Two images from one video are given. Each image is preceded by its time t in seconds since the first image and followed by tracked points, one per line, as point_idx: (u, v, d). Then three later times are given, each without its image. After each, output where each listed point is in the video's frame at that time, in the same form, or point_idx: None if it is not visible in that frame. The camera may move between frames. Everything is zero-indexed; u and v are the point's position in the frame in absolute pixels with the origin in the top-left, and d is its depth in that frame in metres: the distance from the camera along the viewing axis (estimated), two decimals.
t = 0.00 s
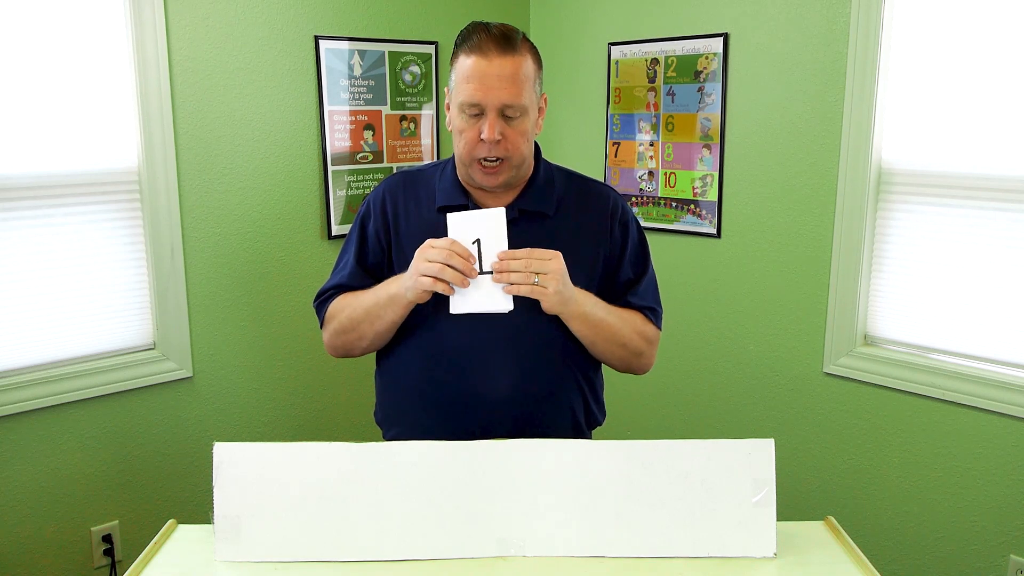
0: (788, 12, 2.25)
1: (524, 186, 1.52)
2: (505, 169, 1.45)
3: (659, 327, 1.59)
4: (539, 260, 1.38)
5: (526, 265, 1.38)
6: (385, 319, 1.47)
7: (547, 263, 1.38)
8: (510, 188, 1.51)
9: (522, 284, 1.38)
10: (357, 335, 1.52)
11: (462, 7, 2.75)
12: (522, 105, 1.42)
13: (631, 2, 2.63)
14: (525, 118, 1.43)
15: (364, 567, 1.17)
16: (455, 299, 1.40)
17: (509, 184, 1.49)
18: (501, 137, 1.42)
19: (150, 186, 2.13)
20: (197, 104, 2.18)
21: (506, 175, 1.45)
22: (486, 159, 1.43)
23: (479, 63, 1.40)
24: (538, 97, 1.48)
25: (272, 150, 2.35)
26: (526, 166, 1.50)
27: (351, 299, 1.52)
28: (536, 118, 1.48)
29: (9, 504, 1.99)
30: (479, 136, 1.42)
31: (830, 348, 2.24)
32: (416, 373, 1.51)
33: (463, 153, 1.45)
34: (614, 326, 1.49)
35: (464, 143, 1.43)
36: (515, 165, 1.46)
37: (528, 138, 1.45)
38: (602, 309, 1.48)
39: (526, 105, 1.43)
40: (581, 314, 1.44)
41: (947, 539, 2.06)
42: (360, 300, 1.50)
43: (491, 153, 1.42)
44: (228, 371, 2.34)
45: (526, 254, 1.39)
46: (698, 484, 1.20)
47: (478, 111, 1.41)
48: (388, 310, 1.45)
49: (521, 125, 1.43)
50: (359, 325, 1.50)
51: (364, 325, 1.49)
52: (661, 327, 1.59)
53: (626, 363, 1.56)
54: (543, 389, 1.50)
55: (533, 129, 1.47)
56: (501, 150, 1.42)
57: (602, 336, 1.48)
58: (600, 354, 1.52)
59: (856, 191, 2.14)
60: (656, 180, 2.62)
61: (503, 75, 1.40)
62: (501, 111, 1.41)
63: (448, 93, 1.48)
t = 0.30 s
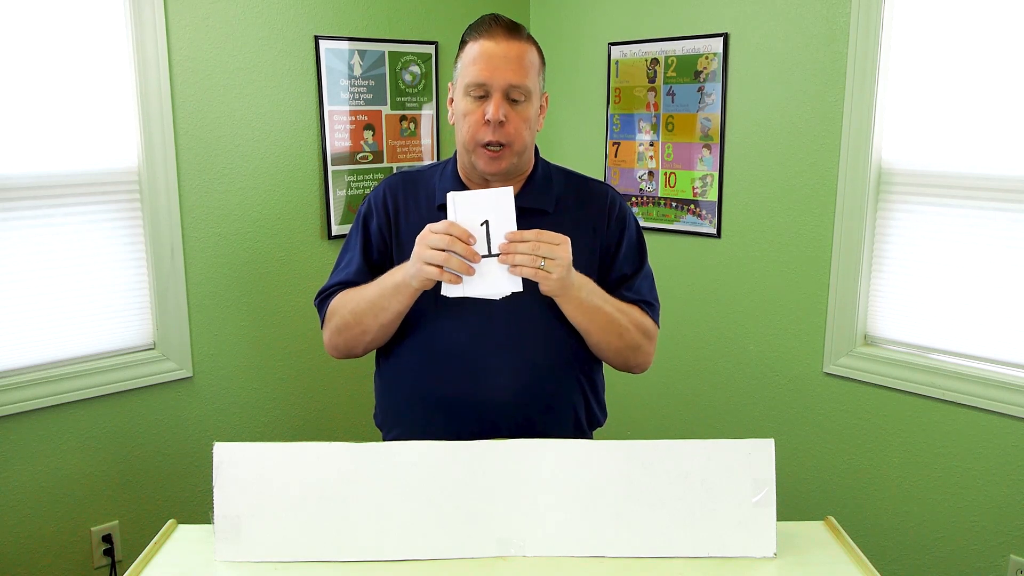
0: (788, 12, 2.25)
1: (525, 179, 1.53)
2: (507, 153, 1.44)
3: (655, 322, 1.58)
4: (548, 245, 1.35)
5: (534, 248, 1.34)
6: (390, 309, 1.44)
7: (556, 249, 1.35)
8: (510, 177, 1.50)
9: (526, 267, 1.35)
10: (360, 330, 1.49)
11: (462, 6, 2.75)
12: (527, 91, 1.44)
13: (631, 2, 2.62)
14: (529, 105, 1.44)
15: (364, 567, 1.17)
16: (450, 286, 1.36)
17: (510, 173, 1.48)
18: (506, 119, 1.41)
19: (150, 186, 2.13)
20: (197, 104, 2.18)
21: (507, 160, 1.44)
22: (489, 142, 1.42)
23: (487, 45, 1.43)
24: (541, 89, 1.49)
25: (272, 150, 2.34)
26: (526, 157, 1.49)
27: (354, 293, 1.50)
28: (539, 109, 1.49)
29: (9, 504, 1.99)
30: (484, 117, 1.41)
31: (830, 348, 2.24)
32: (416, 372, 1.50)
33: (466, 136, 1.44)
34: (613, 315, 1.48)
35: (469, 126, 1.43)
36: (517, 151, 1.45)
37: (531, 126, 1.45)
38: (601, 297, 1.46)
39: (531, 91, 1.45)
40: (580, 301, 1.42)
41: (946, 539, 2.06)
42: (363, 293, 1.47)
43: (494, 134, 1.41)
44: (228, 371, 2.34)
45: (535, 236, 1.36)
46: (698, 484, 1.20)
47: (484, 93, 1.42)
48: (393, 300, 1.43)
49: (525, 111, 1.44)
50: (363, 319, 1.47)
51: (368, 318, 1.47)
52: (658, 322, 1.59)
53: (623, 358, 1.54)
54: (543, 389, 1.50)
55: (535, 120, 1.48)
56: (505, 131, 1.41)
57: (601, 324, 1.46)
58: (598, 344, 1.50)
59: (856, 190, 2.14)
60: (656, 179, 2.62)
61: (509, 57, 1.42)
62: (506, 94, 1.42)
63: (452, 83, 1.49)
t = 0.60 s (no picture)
0: (788, 12, 2.25)
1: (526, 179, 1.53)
2: (507, 152, 1.43)
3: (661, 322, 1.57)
4: (601, 238, 1.33)
5: (588, 238, 1.31)
6: (387, 317, 1.43)
7: (606, 243, 1.33)
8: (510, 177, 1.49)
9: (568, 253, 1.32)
10: (359, 335, 1.48)
11: (462, 6, 2.75)
12: (526, 88, 1.44)
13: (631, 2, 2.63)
14: (528, 102, 1.44)
15: (364, 567, 1.17)
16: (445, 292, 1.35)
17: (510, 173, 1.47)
18: (505, 116, 1.41)
19: (150, 186, 2.13)
20: (197, 103, 2.18)
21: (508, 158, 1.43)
22: (489, 140, 1.42)
23: (485, 44, 1.43)
24: (540, 88, 1.49)
25: (272, 150, 2.34)
26: (526, 156, 1.48)
27: (351, 299, 1.48)
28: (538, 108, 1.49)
29: (9, 504, 1.99)
30: (483, 115, 1.41)
31: (830, 348, 2.24)
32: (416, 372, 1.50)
33: (466, 135, 1.44)
34: (629, 313, 1.47)
35: (468, 124, 1.43)
36: (518, 149, 1.44)
37: (531, 124, 1.45)
38: (623, 294, 1.45)
39: (530, 89, 1.45)
40: (603, 294, 1.41)
41: (946, 539, 2.06)
42: (359, 301, 1.45)
43: (494, 132, 1.41)
44: (228, 371, 2.34)
45: (591, 226, 1.33)
46: (698, 484, 1.20)
47: (483, 91, 1.42)
48: (389, 309, 1.41)
49: (524, 108, 1.44)
50: (362, 325, 1.46)
51: (367, 325, 1.45)
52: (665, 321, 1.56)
53: (629, 356, 1.53)
54: (544, 388, 1.50)
55: (535, 118, 1.48)
56: (504, 129, 1.41)
57: (618, 319, 1.46)
58: (609, 338, 1.49)
59: (856, 190, 2.14)
60: (656, 180, 2.62)
61: (507, 55, 1.42)
62: (505, 91, 1.43)
63: (452, 84, 1.50)
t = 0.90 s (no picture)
0: (787, 12, 2.25)
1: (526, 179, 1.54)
2: (510, 150, 1.44)
3: (651, 320, 1.56)
4: (546, 232, 1.31)
5: (533, 233, 1.30)
6: (415, 309, 1.39)
7: (552, 236, 1.31)
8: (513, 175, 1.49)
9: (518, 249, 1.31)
10: (380, 329, 1.43)
11: (462, 6, 2.75)
12: (528, 86, 1.44)
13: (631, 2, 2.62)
14: (530, 100, 1.44)
15: (364, 568, 1.17)
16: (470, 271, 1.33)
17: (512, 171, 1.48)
18: (508, 114, 1.41)
19: (150, 186, 2.13)
20: (197, 103, 2.18)
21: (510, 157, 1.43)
22: (492, 138, 1.42)
23: (486, 42, 1.43)
24: (542, 86, 1.49)
25: (272, 150, 2.34)
26: (528, 154, 1.48)
27: (374, 292, 1.44)
28: (540, 106, 1.49)
29: (9, 504, 1.99)
30: (486, 113, 1.41)
31: (830, 348, 2.24)
32: (416, 372, 1.50)
33: (468, 134, 1.44)
34: (599, 309, 1.44)
35: (471, 123, 1.43)
36: (520, 147, 1.45)
37: (533, 122, 1.45)
38: (586, 289, 1.43)
39: (532, 87, 1.45)
40: (564, 290, 1.39)
41: (946, 539, 2.06)
42: (387, 291, 1.41)
43: (497, 130, 1.41)
44: (228, 371, 2.34)
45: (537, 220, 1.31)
46: (697, 484, 1.20)
47: (485, 89, 1.42)
48: (420, 301, 1.38)
49: (526, 106, 1.44)
50: (385, 319, 1.41)
51: (390, 317, 1.41)
52: (650, 321, 1.55)
53: (609, 354, 1.50)
54: (545, 388, 1.50)
55: (537, 116, 1.48)
56: (507, 127, 1.41)
57: (584, 315, 1.43)
58: (580, 336, 1.46)
59: (856, 191, 2.14)
60: (656, 180, 2.62)
61: (509, 52, 1.42)
62: (507, 90, 1.43)
63: (454, 83, 1.49)
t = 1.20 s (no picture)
0: (787, 12, 2.25)
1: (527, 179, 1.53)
2: (513, 145, 1.43)
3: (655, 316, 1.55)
4: (565, 217, 1.30)
5: (551, 220, 1.28)
6: (405, 304, 1.38)
7: (573, 222, 1.30)
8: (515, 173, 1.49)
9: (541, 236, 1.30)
10: (373, 326, 1.43)
11: (462, 6, 2.75)
12: (532, 84, 1.44)
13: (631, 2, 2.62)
14: (534, 98, 1.44)
15: (364, 568, 1.17)
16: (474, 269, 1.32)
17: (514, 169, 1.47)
18: (513, 110, 1.41)
19: (150, 186, 2.13)
20: (197, 103, 2.18)
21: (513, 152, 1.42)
22: (495, 133, 1.41)
23: (492, 39, 1.43)
24: (546, 86, 1.49)
25: (272, 150, 2.34)
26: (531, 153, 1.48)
27: (367, 288, 1.43)
28: (544, 105, 1.49)
29: (9, 504, 1.99)
30: (490, 109, 1.41)
31: (830, 348, 2.24)
32: (416, 371, 1.49)
33: (472, 129, 1.43)
34: (618, 299, 1.44)
35: (475, 118, 1.42)
36: (524, 144, 1.44)
37: (537, 119, 1.45)
38: (607, 275, 1.42)
39: (537, 85, 1.45)
40: (590, 278, 1.39)
41: (946, 539, 2.06)
42: (376, 287, 1.41)
43: (501, 125, 1.41)
44: (228, 371, 2.34)
45: (552, 207, 1.29)
46: (697, 484, 1.20)
47: (490, 85, 1.42)
48: (410, 294, 1.37)
49: (531, 104, 1.44)
50: (377, 315, 1.41)
51: (382, 313, 1.41)
52: (656, 316, 1.54)
53: (619, 347, 1.50)
54: (546, 388, 1.50)
55: (541, 115, 1.48)
56: (512, 122, 1.41)
57: (605, 306, 1.43)
58: (597, 326, 1.46)
59: (856, 191, 2.14)
60: (656, 180, 2.62)
61: (515, 50, 1.43)
62: (512, 86, 1.43)
63: (457, 80, 1.49)
